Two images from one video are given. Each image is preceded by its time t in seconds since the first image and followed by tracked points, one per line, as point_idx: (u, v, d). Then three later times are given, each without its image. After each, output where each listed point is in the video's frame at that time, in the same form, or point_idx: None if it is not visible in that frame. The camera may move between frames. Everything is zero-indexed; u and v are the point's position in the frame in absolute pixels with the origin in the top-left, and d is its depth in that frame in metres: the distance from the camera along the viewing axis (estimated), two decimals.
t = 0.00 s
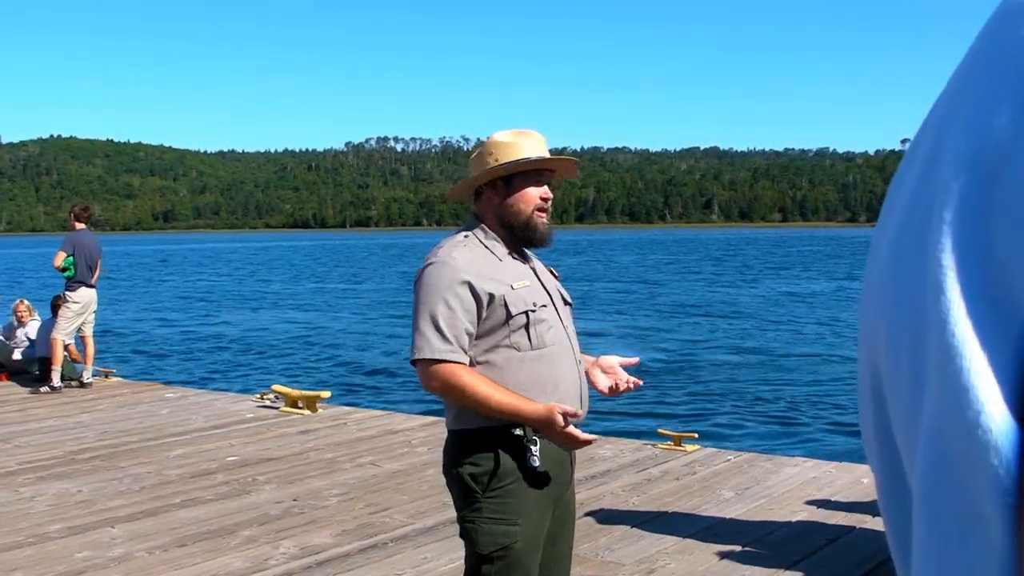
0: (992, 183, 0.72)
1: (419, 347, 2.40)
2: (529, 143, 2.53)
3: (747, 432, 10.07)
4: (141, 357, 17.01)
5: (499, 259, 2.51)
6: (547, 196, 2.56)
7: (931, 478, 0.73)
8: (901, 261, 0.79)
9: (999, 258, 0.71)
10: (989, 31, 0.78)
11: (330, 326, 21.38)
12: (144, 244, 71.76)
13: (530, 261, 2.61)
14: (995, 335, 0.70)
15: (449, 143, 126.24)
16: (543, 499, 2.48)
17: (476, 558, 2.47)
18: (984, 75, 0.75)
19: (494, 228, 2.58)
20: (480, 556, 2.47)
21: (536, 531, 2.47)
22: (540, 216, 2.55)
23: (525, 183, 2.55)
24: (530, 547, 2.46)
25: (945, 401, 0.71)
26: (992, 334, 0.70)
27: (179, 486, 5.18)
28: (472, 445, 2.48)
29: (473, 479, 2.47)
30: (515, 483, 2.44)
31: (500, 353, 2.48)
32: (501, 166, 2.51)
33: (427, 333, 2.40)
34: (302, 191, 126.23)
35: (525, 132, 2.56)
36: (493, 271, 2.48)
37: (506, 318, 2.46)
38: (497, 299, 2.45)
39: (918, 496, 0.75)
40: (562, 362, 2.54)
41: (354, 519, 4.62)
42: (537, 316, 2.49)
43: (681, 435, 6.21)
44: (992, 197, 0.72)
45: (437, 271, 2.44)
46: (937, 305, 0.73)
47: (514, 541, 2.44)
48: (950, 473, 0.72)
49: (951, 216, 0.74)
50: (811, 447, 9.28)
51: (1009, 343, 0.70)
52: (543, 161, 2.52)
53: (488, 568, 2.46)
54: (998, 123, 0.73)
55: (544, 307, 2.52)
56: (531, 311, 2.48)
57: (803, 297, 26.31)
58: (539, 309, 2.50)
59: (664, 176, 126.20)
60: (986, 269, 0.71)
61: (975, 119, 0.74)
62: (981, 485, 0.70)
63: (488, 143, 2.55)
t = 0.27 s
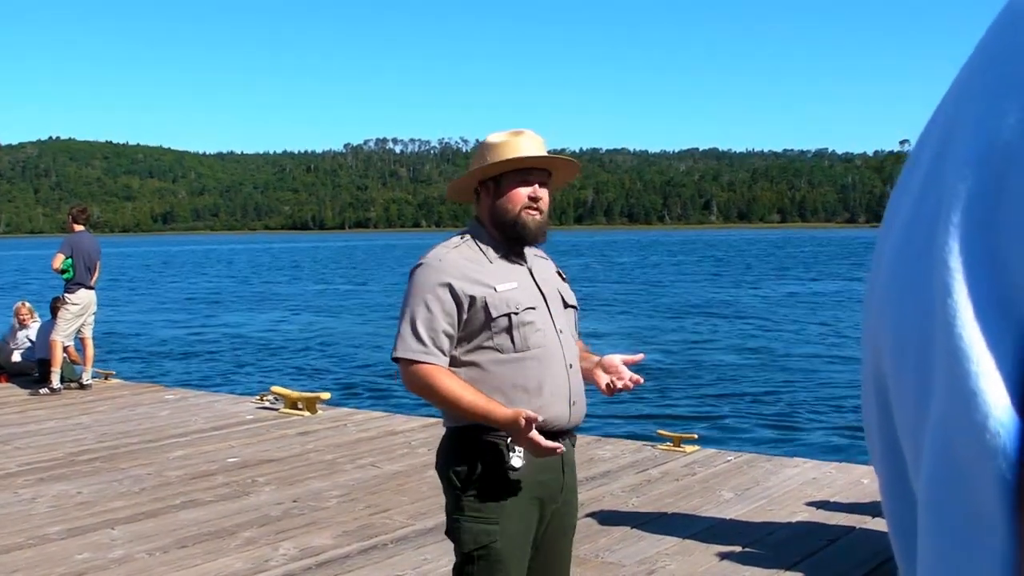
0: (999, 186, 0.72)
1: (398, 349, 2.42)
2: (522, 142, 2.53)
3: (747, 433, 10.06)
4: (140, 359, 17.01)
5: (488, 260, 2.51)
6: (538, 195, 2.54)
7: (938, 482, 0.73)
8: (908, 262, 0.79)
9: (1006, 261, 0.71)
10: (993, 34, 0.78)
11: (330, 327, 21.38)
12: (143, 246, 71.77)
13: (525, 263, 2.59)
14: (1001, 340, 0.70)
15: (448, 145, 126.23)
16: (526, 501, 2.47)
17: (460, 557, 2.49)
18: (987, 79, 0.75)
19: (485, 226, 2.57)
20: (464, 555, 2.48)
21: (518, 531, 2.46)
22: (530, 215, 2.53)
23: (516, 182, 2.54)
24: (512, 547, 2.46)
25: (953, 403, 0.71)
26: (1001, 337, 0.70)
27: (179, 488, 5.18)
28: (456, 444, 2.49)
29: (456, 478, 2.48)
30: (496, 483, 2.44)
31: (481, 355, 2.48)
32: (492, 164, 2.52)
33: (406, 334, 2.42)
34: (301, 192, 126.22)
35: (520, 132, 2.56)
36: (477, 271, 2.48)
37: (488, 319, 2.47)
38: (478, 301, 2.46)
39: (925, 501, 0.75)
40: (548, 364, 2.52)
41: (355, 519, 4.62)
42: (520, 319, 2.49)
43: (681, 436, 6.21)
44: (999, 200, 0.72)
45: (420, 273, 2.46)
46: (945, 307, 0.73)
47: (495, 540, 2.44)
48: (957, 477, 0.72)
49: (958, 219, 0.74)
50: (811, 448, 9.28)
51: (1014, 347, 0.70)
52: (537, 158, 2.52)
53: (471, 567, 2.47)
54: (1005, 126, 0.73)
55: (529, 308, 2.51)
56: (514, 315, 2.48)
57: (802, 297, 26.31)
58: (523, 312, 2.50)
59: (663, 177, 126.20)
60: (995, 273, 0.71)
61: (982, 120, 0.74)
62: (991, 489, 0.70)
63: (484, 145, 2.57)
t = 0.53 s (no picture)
0: (1006, 186, 0.73)
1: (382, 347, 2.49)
2: (517, 143, 2.54)
3: (747, 435, 10.07)
4: (140, 360, 17.01)
5: (476, 263, 2.53)
6: (528, 198, 2.53)
7: (941, 485, 0.73)
8: (913, 266, 0.79)
9: (1009, 259, 0.71)
10: (999, 37, 0.78)
11: (330, 329, 21.38)
12: (144, 247, 71.78)
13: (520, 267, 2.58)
14: (1011, 337, 0.71)
15: (448, 146, 126.22)
16: (505, 503, 2.47)
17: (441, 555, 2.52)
18: (991, 84, 0.76)
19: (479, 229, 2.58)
20: (445, 552, 2.51)
21: (495, 532, 2.46)
22: (521, 218, 2.52)
23: (507, 184, 2.55)
24: (490, 548, 2.46)
25: (958, 405, 0.71)
26: (1005, 338, 0.71)
27: (180, 489, 5.19)
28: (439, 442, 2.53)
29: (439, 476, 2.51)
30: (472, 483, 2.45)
31: (464, 357, 2.51)
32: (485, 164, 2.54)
33: (389, 333, 2.49)
34: (301, 194, 126.22)
35: (517, 134, 2.57)
36: (464, 273, 2.51)
37: (471, 322, 2.50)
38: (459, 302, 2.49)
39: (929, 497, 0.75)
40: (531, 368, 2.50)
41: (355, 521, 4.62)
42: (501, 322, 2.49)
43: (681, 438, 6.21)
44: (1004, 201, 0.73)
45: (409, 273, 2.53)
46: (951, 310, 0.73)
47: (471, 539, 2.45)
48: (963, 476, 0.72)
49: (966, 216, 0.74)
50: (811, 450, 9.28)
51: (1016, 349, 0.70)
52: (531, 160, 2.52)
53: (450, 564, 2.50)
54: (1009, 131, 0.73)
55: (512, 312, 2.51)
56: (495, 317, 2.49)
57: (802, 300, 26.32)
58: (505, 316, 2.50)
59: (663, 178, 126.19)
60: (1000, 273, 0.72)
61: (985, 123, 0.75)
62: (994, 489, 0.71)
63: (481, 148, 2.59)
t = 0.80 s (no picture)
0: (1010, 189, 0.73)
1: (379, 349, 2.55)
2: (515, 145, 2.54)
3: (749, 437, 10.06)
4: (141, 364, 17.01)
5: (470, 266, 2.54)
6: (526, 201, 2.53)
7: (945, 488, 0.74)
8: (917, 268, 0.80)
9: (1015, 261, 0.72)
10: (1003, 39, 0.78)
11: (331, 332, 21.37)
12: (144, 250, 71.77)
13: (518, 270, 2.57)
14: (1014, 339, 0.71)
15: (448, 149, 126.24)
16: (493, 507, 2.48)
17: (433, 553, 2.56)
18: (996, 88, 0.76)
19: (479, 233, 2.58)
20: (436, 551, 2.56)
21: (480, 534, 2.48)
22: (518, 222, 2.52)
23: (505, 187, 2.55)
24: (475, 550, 2.49)
25: (963, 407, 0.71)
26: (1009, 342, 0.71)
27: (181, 492, 5.19)
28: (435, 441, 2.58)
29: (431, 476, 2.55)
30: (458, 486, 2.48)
31: (455, 359, 2.53)
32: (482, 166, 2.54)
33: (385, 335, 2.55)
34: (302, 197, 126.22)
35: (517, 136, 2.56)
36: (459, 275, 2.53)
37: (460, 323, 2.51)
38: (450, 305, 2.51)
39: (933, 500, 0.76)
40: (519, 371, 2.50)
41: (356, 524, 4.62)
42: (491, 325, 2.50)
43: (682, 440, 6.21)
44: (1011, 204, 0.72)
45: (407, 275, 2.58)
46: (956, 312, 0.73)
47: (457, 540, 2.49)
48: (966, 477, 0.72)
49: (970, 218, 0.74)
50: (812, 452, 9.27)
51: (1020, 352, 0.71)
52: (528, 162, 2.51)
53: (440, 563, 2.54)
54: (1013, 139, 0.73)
55: (500, 314, 2.51)
56: (485, 320, 2.50)
57: (802, 302, 26.32)
58: (495, 319, 2.50)
59: (664, 181, 126.19)
60: (1004, 277, 0.72)
61: (990, 128, 0.75)
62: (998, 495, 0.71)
63: (482, 150, 2.59)
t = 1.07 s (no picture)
0: (1011, 185, 0.72)
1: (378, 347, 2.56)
2: (513, 139, 2.53)
3: (748, 433, 10.06)
4: (141, 360, 17.00)
5: (469, 262, 2.54)
6: (524, 196, 2.52)
7: (945, 483, 0.73)
8: (917, 266, 0.79)
9: (1018, 256, 0.71)
10: (1007, 33, 0.78)
11: (330, 329, 21.38)
12: (144, 247, 71.78)
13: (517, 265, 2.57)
14: (1014, 335, 0.71)
15: (448, 145, 126.24)
16: (488, 505, 2.48)
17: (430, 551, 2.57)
18: (999, 85, 0.75)
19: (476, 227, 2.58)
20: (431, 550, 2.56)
21: (474, 531, 2.48)
22: (516, 217, 2.51)
23: (502, 181, 2.54)
24: (469, 548, 2.49)
25: (967, 404, 0.71)
26: (1009, 339, 0.71)
27: (180, 488, 5.19)
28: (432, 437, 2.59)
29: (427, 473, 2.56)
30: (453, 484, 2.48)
31: (452, 355, 2.53)
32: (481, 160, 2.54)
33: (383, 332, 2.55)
34: (301, 193, 126.22)
35: (515, 131, 2.56)
36: (455, 272, 2.53)
37: (457, 320, 2.51)
38: (447, 302, 2.51)
39: (933, 496, 0.75)
40: (515, 368, 2.50)
41: (355, 520, 4.62)
42: (488, 323, 2.49)
43: (681, 436, 6.21)
44: (1014, 200, 0.72)
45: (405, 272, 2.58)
46: (956, 309, 0.73)
47: (451, 538, 2.50)
48: (965, 473, 0.72)
49: (971, 215, 0.74)
50: (812, 448, 9.28)
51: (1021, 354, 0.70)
52: (526, 157, 2.51)
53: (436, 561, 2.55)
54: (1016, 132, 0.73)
55: (497, 311, 2.50)
56: (481, 317, 2.50)
57: (802, 298, 26.31)
58: (492, 316, 2.50)
59: (663, 177, 126.19)
60: (1009, 273, 0.71)
61: (990, 126, 0.75)
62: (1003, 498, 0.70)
63: (480, 146, 2.59)
